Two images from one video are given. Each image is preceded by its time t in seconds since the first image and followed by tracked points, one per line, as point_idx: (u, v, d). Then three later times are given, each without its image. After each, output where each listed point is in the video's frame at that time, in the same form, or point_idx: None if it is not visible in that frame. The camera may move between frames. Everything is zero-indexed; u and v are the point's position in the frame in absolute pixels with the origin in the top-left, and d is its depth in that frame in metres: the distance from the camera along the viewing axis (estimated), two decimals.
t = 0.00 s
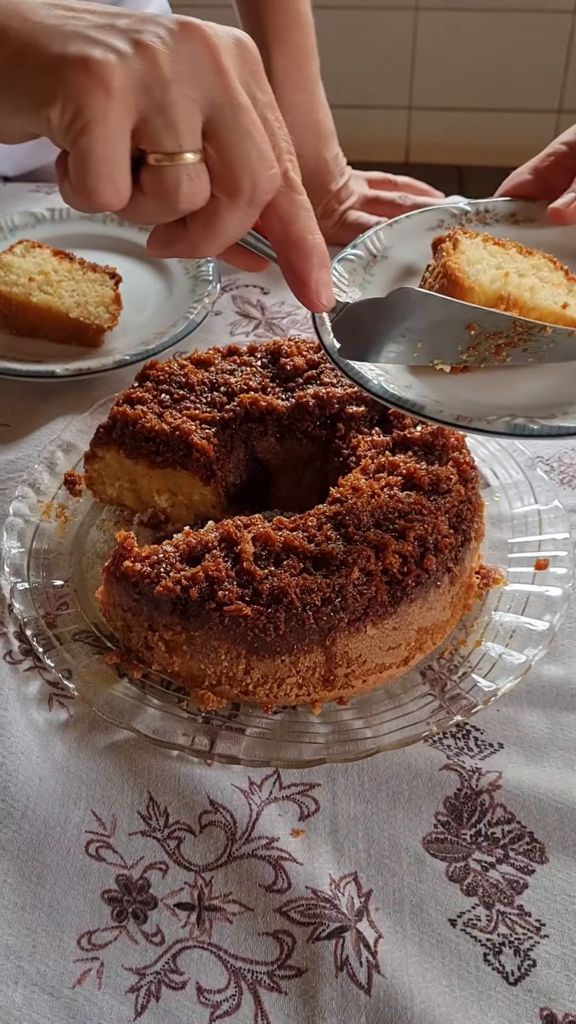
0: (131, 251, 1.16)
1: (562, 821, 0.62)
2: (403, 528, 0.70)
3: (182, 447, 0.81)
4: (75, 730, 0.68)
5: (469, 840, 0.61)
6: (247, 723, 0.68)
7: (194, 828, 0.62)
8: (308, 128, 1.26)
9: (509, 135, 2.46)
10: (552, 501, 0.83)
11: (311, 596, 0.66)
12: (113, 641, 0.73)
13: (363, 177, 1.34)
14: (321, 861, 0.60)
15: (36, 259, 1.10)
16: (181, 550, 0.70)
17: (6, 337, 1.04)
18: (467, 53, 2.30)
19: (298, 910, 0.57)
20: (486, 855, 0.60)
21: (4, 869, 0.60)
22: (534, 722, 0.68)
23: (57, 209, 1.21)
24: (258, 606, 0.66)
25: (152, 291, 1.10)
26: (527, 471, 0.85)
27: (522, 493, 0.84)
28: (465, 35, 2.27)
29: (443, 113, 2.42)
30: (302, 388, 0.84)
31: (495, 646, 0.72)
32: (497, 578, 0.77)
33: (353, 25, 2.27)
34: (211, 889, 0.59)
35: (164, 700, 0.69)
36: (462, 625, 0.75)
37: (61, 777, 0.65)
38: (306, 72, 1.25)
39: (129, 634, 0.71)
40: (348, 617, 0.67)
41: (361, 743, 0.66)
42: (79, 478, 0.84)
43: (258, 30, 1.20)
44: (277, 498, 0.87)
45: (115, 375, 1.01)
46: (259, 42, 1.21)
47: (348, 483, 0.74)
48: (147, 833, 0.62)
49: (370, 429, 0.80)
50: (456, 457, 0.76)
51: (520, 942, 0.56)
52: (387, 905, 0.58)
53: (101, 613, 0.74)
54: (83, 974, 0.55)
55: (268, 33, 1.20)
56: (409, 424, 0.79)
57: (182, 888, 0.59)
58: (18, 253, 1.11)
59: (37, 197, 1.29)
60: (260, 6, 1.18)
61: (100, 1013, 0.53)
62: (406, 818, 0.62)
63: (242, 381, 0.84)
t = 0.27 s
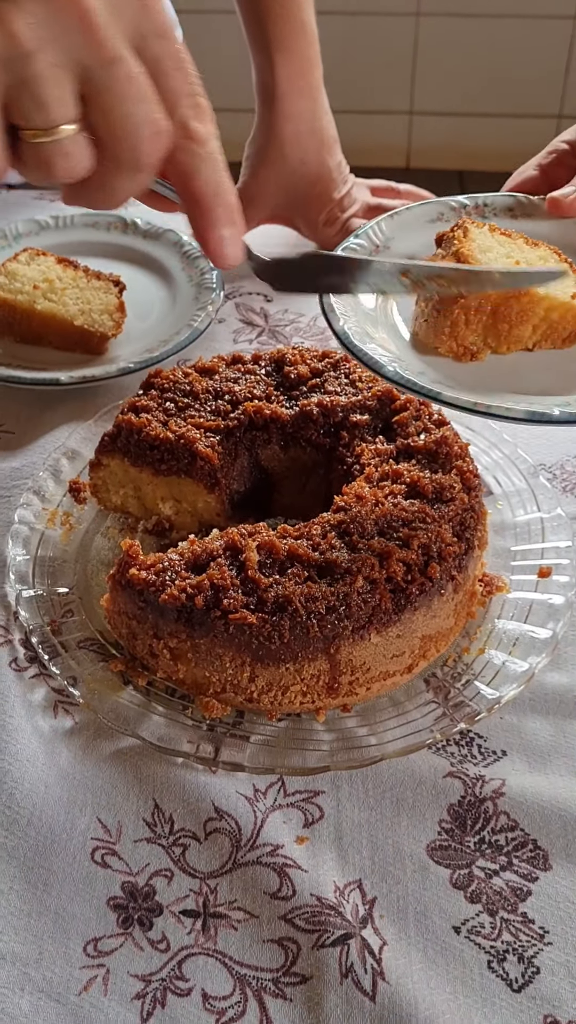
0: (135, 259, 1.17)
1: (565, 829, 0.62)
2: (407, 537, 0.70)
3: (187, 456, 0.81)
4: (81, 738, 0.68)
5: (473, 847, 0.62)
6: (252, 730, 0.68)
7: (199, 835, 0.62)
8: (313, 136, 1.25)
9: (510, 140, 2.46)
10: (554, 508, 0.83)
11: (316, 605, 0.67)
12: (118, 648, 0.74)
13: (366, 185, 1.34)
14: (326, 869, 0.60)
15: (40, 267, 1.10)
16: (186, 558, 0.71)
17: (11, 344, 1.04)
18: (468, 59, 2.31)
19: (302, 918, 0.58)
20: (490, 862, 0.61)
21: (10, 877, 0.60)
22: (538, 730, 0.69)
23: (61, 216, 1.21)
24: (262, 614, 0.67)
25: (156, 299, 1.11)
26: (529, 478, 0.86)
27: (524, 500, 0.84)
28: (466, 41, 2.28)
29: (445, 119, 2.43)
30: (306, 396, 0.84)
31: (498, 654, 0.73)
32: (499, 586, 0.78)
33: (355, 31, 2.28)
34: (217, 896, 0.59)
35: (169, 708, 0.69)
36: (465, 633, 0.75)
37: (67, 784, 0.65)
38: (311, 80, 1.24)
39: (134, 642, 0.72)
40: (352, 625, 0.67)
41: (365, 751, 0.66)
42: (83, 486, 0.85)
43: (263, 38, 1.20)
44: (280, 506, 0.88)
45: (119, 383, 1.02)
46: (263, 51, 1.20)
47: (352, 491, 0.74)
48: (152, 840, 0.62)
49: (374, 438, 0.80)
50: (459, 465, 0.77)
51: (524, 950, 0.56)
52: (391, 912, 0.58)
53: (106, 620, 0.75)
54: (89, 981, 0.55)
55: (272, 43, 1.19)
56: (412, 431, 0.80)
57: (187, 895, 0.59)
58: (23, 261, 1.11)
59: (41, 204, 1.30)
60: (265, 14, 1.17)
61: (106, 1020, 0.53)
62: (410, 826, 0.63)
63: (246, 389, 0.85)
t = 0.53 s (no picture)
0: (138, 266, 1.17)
1: (566, 835, 0.62)
2: (409, 544, 0.71)
3: (190, 463, 0.83)
4: (84, 743, 0.69)
5: (474, 853, 0.62)
6: (254, 737, 0.69)
7: (203, 841, 0.63)
8: (316, 146, 1.27)
9: (511, 148, 2.47)
10: (555, 517, 0.84)
11: (318, 612, 0.67)
12: (122, 654, 0.74)
13: (368, 194, 1.35)
14: (328, 875, 0.61)
15: (44, 275, 1.11)
16: (190, 566, 0.71)
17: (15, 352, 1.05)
18: (469, 67, 2.32)
19: (305, 923, 0.58)
20: (491, 868, 0.61)
21: (14, 882, 0.61)
22: (539, 737, 0.69)
23: (65, 224, 1.22)
24: (265, 622, 0.67)
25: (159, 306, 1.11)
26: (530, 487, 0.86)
27: (525, 509, 0.85)
28: (466, 48, 2.29)
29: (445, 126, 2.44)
30: (308, 405, 0.85)
31: (499, 662, 0.73)
32: (500, 594, 0.78)
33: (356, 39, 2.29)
34: (220, 901, 0.60)
35: (172, 715, 0.70)
36: (467, 640, 0.76)
37: (70, 790, 0.66)
38: (313, 90, 1.27)
39: (137, 649, 0.72)
40: (354, 632, 0.68)
41: (367, 758, 0.66)
42: (87, 494, 0.85)
43: (266, 50, 1.23)
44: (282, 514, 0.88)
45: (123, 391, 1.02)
46: (267, 63, 1.23)
47: (355, 500, 0.75)
48: (156, 846, 0.63)
49: (376, 447, 0.81)
50: (461, 474, 0.77)
51: (525, 956, 0.56)
52: (393, 918, 0.58)
53: (110, 627, 0.75)
54: (93, 985, 0.55)
55: (275, 54, 1.23)
56: (414, 440, 0.81)
57: (190, 900, 0.60)
58: (27, 268, 1.12)
59: (45, 212, 1.30)
60: (268, 26, 1.21)
61: None
62: (412, 832, 0.63)
63: (249, 398, 0.85)
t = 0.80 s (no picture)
0: (141, 269, 1.18)
1: (568, 838, 0.62)
2: (411, 547, 0.71)
3: (192, 465, 0.83)
4: (87, 745, 0.69)
5: (476, 856, 0.62)
6: (257, 739, 0.69)
7: (205, 842, 0.63)
8: (318, 149, 1.28)
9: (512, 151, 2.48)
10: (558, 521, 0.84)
11: (321, 615, 0.67)
12: (124, 656, 0.74)
13: (370, 197, 1.36)
14: (330, 878, 0.61)
15: (47, 277, 1.11)
16: (192, 568, 0.71)
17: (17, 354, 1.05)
18: (470, 71, 2.32)
19: (307, 925, 0.58)
20: (493, 871, 0.61)
21: (17, 882, 0.61)
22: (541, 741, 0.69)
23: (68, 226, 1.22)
24: (268, 624, 0.67)
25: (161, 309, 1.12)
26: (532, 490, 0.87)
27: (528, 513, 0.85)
28: (467, 52, 2.30)
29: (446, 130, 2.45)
30: (311, 408, 0.85)
31: (502, 665, 0.73)
32: (502, 597, 0.79)
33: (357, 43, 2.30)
34: (222, 903, 0.60)
35: (174, 716, 0.70)
36: (469, 644, 0.76)
37: (73, 791, 0.66)
38: (315, 93, 1.27)
39: (140, 651, 0.72)
40: (356, 635, 0.68)
41: (368, 760, 0.66)
42: (89, 495, 0.84)
43: (268, 53, 1.23)
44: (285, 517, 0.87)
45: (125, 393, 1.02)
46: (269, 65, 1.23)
47: (357, 502, 0.76)
48: (158, 848, 0.63)
49: (379, 450, 0.82)
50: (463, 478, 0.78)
51: (527, 958, 0.56)
52: (395, 920, 0.59)
53: (112, 629, 0.75)
54: (95, 986, 0.56)
55: (277, 56, 1.22)
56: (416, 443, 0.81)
57: (192, 902, 0.60)
58: (29, 271, 1.12)
59: (48, 214, 1.31)
60: (270, 28, 1.21)
61: None
62: (413, 835, 0.63)
63: (251, 401, 0.86)
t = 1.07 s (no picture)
0: (141, 269, 1.17)
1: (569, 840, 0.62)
2: (412, 548, 0.71)
3: (192, 466, 0.81)
4: (86, 746, 0.69)
5: (477, 857, 0.62)
6: (257, 740, 0.68)
7: (205, 843, 0.63)
8: (319, 150, 1.27)
9: (512, 153, 2.48)
10: (559, 522, 0.84)
11: (322, 617, 0.67)
12: (124, 657, 0.74)
13: (371, 198, 1.35)
14: (330, 880, 0.61)
15: (47, 277, 1.11)
16: (193, 569, 0.71)
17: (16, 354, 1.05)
18: (469, 72, 2.33)
19: (308, 927, 0.58)
20: (494, 873, 0.61)
21: (16, 884, 0.61)
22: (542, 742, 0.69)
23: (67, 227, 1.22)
24: (269, 625, 0.67)
25: (162, 310, 1.11)
26: (533, 490, 0.87)
27: (528, 514, 0.85)
28: (467, 54, 2.30)
29: (446, 132, 2.45)
30: (311, 408, 0.85)
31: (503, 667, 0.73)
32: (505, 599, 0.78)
33: (356, 44, 2.30)
34: (222, 905, 0.59)
35: (175, 717, 0.69)
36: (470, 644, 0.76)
37: (73, 791, 0.66)
38: (315, 94, 1.27)
39: (140, 652, 0.72)
40: (357, 636, 0.68)
41: (368, 761, 0.66)
42: (89, 495, 0.84)
43: (269, 54, 1.23)
44: (285, 517, 0.87)
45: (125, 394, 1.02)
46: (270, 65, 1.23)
47: (358, 502, 0.75)
48: (158, 849, 0.63)
49: (380, 450, 0.82)
50: (465, 479, 0.78)
51: (528, 960, 0.56)
52: (396, 922, 0.58)
53: (112, 630, 0.75)
54: (95, 988, 0.55)
55: (278, 57, 1.23)
56: (417, 444, 0.81)
57: (192, 903, 0.60)
58: (29, 271, 1.12)
59: (47, 214, 1.31)
60: (270, 28, 1.21)
61: None
62: (414, 836, 0.63)
63: (252, 402, 0.85)
